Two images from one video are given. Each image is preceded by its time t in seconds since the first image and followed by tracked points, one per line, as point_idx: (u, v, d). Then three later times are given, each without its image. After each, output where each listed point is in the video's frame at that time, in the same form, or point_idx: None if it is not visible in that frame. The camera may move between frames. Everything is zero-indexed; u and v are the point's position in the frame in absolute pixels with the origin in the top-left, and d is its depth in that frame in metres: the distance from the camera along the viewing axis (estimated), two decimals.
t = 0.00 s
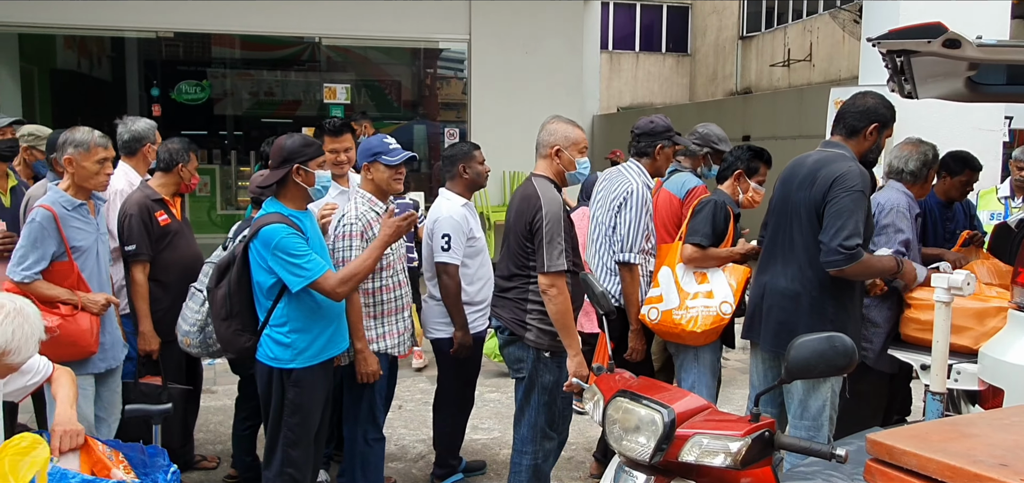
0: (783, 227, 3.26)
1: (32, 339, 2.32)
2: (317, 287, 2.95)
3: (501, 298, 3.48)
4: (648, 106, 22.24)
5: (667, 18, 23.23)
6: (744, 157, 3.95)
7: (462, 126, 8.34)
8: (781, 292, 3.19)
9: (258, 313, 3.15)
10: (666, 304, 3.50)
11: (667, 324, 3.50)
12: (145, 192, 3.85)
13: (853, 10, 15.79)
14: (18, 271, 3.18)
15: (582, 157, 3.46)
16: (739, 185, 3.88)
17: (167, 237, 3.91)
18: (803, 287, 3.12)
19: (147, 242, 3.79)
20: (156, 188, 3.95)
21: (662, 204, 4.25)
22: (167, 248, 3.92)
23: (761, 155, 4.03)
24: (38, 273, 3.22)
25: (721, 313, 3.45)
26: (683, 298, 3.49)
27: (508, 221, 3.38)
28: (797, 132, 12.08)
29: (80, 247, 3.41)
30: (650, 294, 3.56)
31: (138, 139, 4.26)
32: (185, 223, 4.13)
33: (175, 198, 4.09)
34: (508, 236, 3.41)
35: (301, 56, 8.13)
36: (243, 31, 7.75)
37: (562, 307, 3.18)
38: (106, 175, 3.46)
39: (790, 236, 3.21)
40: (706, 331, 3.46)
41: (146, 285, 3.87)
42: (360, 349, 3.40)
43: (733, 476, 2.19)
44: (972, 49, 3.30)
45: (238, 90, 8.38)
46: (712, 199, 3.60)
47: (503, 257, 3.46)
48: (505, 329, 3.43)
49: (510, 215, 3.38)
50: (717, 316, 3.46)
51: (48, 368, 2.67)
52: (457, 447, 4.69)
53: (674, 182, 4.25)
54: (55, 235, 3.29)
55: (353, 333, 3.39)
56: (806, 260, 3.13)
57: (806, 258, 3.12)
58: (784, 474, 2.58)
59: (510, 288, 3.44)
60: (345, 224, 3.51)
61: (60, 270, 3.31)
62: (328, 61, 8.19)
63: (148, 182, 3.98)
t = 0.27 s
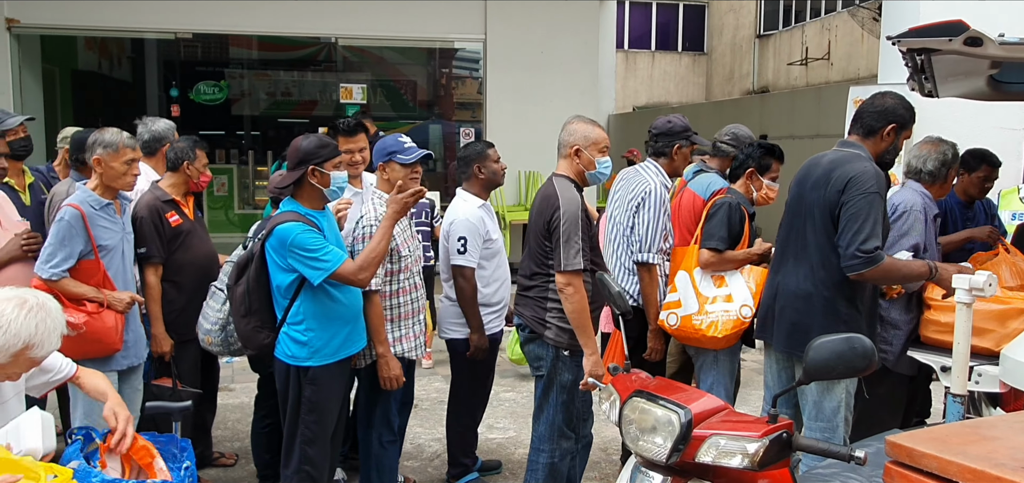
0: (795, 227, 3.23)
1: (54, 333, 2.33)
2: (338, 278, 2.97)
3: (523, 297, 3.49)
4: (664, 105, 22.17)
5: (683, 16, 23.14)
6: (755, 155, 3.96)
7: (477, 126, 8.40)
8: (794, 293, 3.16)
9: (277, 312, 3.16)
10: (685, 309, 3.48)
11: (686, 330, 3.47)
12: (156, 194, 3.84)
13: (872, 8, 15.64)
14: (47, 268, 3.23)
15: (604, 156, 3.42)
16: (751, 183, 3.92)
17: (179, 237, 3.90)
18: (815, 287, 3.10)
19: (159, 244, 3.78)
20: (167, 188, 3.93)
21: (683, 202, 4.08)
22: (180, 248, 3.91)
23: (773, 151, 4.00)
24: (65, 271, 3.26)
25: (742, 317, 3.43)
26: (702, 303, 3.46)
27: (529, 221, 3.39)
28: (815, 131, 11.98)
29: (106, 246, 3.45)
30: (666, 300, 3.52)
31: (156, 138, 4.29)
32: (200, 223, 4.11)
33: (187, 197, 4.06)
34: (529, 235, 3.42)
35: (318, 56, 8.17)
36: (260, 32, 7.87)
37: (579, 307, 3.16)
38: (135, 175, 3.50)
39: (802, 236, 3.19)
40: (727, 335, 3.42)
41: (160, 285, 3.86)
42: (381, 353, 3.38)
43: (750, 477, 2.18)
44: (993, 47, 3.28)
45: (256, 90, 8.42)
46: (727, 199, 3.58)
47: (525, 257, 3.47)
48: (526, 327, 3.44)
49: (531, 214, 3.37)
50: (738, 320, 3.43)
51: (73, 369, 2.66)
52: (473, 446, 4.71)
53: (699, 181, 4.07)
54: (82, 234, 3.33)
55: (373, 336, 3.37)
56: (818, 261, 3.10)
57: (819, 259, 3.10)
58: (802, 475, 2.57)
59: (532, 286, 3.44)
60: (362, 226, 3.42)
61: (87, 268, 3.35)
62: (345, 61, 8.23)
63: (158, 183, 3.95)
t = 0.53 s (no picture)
0: (799, 227, 3.20)
1: (76, 329, 2.33)
2: (348, 277, 2.97)
3: (543, 295, 3.48)
4: (675, 104, 22.12)
5: (694, 15, 23.07)
6: (761, 152, 3.84)
7: (488, 125, 8.42)
8: (797, 293, 3.13)
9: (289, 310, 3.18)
10: (700, 311, 3.48)
11: (701, 332, 3.47)
12: (161, 195, 3.83)
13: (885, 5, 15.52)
14: (61, 267, 3.24)
15: (618, 153, 3.40)
16: (760, 181, 3.84)
17: (187, 238, 3.91)
18: (815, 286, 3.08)
19: (166, 245, 3.81)
20: (173, 189, 3.92)
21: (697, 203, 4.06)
22: (188, 248, 3.92)
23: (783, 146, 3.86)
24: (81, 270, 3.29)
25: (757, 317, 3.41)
26: (716, 305, 3.45)
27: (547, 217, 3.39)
28: (828, 130, 11.91)
29: (120, 245, 3.50)
30: (681, 302, 3.53)
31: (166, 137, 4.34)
32: (207, 222, 4.11)
33: (192, 198, 4.05)
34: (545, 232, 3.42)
35: (330, 56, 8.21)
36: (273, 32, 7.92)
37: (596, 301, 3.12)
38: (148, 176, 3.53)
39: (806, 237, 3.16)
40: (742, 335, 3.40)
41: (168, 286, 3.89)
42: (394, 352, 3.39)
43: (762, 477, 2.17)
44: (1009, 44, 3.26)
45: (268, 90, 8.47)
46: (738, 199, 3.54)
47: (544, 253, 3.47)
48: (546, 324, 3.43)
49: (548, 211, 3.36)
50: (753, 320, 3.41)
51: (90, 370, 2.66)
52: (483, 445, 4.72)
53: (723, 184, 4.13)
54: (97, 233, 3.35)
55: (388, 335, 3.40)
56: (821, 262, 3.07)
57: (823, 260, 3.07)
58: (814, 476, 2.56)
59: (551, 284, 3.43)
60: (375, 226, 3.52)
61: (101, 267, 3.37)
62: (356, 61, 8.26)
63: (163, 184, 3.94)
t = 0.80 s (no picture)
0: (801, 227, 3.19)
1: (87, 328, 2.38)
2: (347, 283, 2.96)
3: (554, 293, 3.48)
4: (680, 102, 22.09)
5: (699, 13, 23.03)
6: (762, 150, 3.83)
7: (492, 125, 8.45)
8: (800, 293, 3.12)
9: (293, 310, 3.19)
10: (705, 311, 3.46)
11: (706, 332, 3.46)
12: (161, 199, 3.81)
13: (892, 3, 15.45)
14: (67, 268, 3.25)
15: (626, 151, 3.39)
16: (762, 180, 3.83)
17: (189, 241, 3.89)
18: (817, 285, 3.07)
19: (167, 249, 3.79)
20: (173, 192, 3.89)
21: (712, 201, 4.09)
22: (190, 253, 3.91)
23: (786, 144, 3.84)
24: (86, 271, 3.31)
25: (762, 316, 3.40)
26: (721, 304, 3.44)
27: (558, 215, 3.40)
28: (834, 128, 11.88)
29: (125, 245, 3.49)
30: (686, 302, 3.52)
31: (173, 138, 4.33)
32: (207, 225, 4.08)
33: (193, 200, 4.02)
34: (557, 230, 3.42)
35: (334, 56, 8.23)
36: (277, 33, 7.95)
37: (607, 298, 3.10)
38: (151, 176, 3.55)
39: (808, 237, 3.15)
40: (748, 335, 3.38)
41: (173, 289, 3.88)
42: (405, 349, 3.38)
43: (767, 477, 2.17)
44: (1015, 41, 3.23)
45: (273, 91, 8.44)
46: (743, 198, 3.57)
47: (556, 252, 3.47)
48: (556, 321, 3.42)
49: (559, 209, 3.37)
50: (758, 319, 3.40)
51: (96, 373, 2.70)
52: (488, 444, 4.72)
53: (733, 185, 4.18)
54: (102, 234, 3.36)
55: (398, 333, 3.38)
56: (823, 261, 3.06)
57: (825, 259, 3.06)
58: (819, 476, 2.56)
59: (562, 282, 3.43)
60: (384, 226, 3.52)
61: (107, 268, 3.38)
62: (360, 61, 8.27)
63: (163, 187, 3.90)
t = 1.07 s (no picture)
0: (803, 228, 3.18)
1: (97, 329, 2.39)
2: (348, 283, 2.96)
3: (560, 292, 3.47)
4: (682, 103, 22.08)
5: (701, 14, 23.04)
6: (763, 149, 3.83)
7: (495, 125, 8.43)
8: (804, 294, 3.12)
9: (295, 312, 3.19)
10: (707, 312, 3.47)
11: (708, 333, 3.47)
12: (166, 201, 3.83)
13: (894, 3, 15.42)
14: (68, 271, 3.27)
15: (634, 152, 3.39)
16: (763, 180, 3.84)
17: (193, 244, 3.91)
18: (821, 287, 3.06)
19: (172, 251, 3.80)
20: (179, 194, 3.92)
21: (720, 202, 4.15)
22: (194, 257, 3.93)
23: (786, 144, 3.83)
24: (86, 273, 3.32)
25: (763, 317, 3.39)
26: (723, 305, 3.44)
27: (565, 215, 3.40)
28: (836, 129, 11.87)
29: (126, 248, 3.51)
30: (688, 304, 3.54)
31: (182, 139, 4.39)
32: (212, 227, 4.07)
33: (198, 203, 4.03)
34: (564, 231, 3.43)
35: (336, 58, 8.25)
36: (279, 35, 7.99)
37: (613, 297, 3.11)
38: (153, 178, 3.56)
39: (811, 239, 3.14)
40: (749, 336, 3.38)
41: (177, 291, 3.89)
42: (415, 352, 3.35)
43: (770, 478, 2.17)
44: (1018, 42, 3.23)
45: (275, 92, 8.44)
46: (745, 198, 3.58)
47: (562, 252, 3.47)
48: (563, 320, 3.41)
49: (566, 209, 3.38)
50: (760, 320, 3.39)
51: (101, 376, 2.71)
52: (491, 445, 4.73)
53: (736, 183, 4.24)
54: (103, 237, 3.38)
55: (407, 336, 3.33)
56: (827, 262, 3.06)
57: (828, 260, 3.05)
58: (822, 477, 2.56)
59: (568, 281, 3.43)
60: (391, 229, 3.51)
61: (109, 269, 3.39)
62: (362, 62, 8.29)
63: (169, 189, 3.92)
